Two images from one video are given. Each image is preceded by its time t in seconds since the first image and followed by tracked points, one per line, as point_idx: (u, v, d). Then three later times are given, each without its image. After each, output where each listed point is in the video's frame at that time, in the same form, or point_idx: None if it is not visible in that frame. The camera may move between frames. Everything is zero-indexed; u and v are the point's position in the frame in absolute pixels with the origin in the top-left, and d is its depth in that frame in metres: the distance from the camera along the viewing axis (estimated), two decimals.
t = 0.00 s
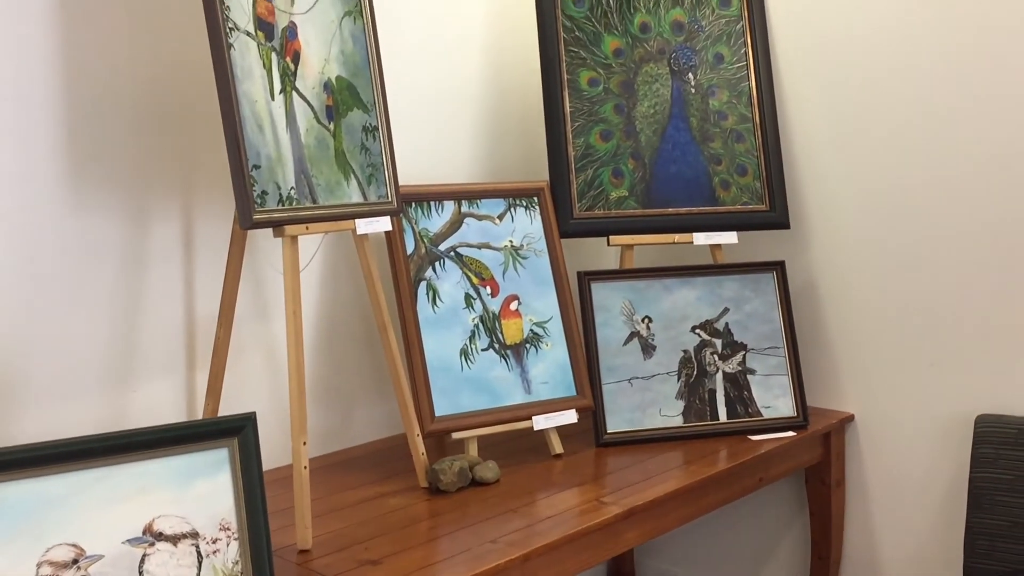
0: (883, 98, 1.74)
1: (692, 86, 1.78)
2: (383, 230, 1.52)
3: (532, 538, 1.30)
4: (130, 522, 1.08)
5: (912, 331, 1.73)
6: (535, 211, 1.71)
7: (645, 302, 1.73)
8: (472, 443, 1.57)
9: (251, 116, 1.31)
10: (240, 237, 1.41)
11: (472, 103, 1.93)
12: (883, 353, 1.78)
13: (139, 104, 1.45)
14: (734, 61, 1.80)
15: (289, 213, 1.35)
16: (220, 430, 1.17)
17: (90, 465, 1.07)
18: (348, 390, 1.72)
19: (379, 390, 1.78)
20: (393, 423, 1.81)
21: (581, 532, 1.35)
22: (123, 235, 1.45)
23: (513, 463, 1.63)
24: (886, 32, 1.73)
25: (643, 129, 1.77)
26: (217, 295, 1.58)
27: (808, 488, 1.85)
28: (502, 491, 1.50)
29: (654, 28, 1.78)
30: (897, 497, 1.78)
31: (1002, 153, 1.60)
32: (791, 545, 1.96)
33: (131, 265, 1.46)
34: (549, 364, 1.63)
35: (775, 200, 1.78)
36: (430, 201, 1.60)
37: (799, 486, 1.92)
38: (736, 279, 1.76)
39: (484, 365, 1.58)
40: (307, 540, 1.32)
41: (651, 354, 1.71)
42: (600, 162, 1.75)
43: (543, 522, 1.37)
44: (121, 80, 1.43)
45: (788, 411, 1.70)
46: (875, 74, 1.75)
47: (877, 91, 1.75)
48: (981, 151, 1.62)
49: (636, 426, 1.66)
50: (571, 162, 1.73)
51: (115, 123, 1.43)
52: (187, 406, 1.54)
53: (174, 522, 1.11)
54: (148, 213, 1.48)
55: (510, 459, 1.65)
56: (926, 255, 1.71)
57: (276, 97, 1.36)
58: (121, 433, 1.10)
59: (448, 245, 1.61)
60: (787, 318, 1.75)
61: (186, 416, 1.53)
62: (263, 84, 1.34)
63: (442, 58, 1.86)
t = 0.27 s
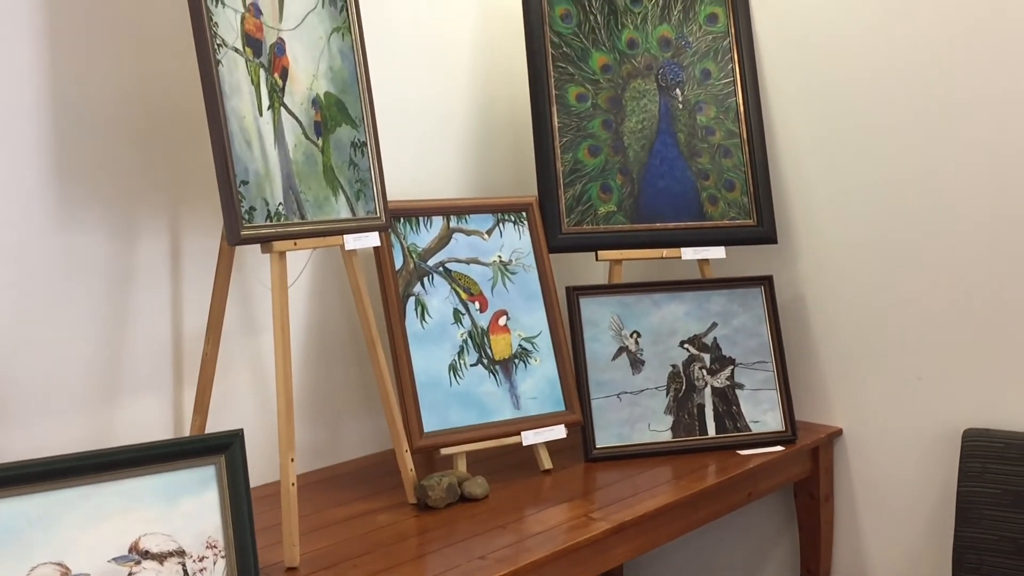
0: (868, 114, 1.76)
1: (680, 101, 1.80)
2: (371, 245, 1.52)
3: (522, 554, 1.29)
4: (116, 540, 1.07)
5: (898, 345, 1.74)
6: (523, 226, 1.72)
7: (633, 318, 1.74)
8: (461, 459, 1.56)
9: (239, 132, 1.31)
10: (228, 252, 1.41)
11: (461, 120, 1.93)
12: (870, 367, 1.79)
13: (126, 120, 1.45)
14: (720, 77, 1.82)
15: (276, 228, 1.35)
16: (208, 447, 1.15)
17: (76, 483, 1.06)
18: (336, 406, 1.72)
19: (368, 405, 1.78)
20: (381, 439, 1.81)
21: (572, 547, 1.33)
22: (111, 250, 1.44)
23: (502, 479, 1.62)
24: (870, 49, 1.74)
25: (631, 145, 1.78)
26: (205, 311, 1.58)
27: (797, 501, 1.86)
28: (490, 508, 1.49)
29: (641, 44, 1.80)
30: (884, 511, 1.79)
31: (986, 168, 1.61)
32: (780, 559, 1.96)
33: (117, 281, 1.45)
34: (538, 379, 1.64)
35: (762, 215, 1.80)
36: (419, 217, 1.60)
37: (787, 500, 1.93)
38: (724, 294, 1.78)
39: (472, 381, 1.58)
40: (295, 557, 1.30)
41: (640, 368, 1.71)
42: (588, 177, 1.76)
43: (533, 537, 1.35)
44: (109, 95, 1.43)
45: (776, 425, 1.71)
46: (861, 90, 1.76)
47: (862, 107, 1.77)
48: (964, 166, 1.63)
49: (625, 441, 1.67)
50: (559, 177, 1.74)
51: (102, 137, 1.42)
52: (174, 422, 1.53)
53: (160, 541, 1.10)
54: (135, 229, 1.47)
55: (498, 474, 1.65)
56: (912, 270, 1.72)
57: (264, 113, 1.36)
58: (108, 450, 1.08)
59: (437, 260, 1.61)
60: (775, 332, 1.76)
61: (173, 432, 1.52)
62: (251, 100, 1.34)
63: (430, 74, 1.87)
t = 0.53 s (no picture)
0: (857, 125, 1.77)
1: (671, 112, 1.81)
2: (363, 256, 1.52)
3: (514, 564, 1.28)
4: (106, 553, 1.06)
5: (889, 355, 1.75)
6: (515, 237, 1.72)
7: (625, 328, 1.74)
8: (452, 470, 1.55)
9: (230, 143, 1.31)
10: (220, 262, 1.41)
11: (453, 131, 1.94)
12: (860, 376, 1.80)
13: (118, 131, 1.45)
14: (711, 88, 1.84)
15: (268, 240, 1.35)
16: (199, 459, 1.14)
17: (65, 496, 1.06)
18: (328, 417, 1.72)
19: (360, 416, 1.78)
20: (373, 449, 1.81)
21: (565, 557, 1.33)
22: (102, 262, 1.44)
23: (494, 489, 1.62)
24: (859, 60, 1.75)
25: (622, 155, 1.79)
26: (196, 322, 1.58)
27: (788, 511, 1.87)
28: (481, 518, 1.48)
29: (632, 55, 1.81)
30: (876, 520, 1.79)
31: (974, 178, 1.62)
32: (773, 569, 1.96)
33: (108, 292, 1.45)
34: (530, 389, 1.64)
35: (754, 225, 1.81)
36: (411, 227, 1.60)
37: (779, 509, 1.93)
38: (715, 304, 1.78)
39: (464, 391, 1.58)
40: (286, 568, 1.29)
41: (632, 379, 1.72)
42: (579, 187, 1.76)
43: (525, 547, 1.35)
44: (99, 107, 1.43)
45: (767, 435, 1.71)
46: (850, 101, 1.78)
47: (851, 117, 1.78)
48: (953, 176, 1.64)
49: (617, 451, 1.67)
50: (551, 188, 1.74)
51: (93, 149, 1.42)
52: (166, 435, 1.53)
53: (151, 553, 1.09)
54: (126, 240, 1.47)
55: (490, 485, 1.65)
56: (902, 279, 1.72)
57: (257, 125, 1.36)
58: (98, 463, 1.08)
59: (429, 270, 1.61)
60: (766, 342, 1.77)
61: (164, 444, 1.52)
62: (243, 112, 1.34)
63: (422, 85, 1.88)
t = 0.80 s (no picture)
0: (850, 131, 1.78)
1: (665, 118, 1.82)
2: (358, 262, 1.52)
3: (509, 570, 1.27)
4: (100, 560, 1.06)
5: (883, 360, 1.76)
6: (510, 243, 1.72)
7: (620, 334, 1.75)
8: (447, 477, 1.55)
9: (225, 150, 1.31)
10: (214, 268, 1.40)
11: (447, 138, 1.94)
12: (855, 381, 1.81)
13: (112, 137, 1.45)
14: (705, 94, 1.84)
15: (262, 246, 1.35)
16: (191, 466, 1.14)
17: (58, 503, 1.05)
18: (322, 423, 1.72)
19: (354, 423, 1.78)
20: (368, 456, 1.80)
21: (560, 562, 1.32)
22: (96, 268, 1.44)
23: (489, 496, 1.62)
24: (853, 67, 1.76)
25: (617, 161, 1.79)
26: (190, 328, 1.58)
27: (783, 517, 1.87)
28: (475, 524, 1.48)
29: (627, 61, 1.82)
30: (871, 525, 1.80)
31: (968, 184, 1.62)
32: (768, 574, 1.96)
33: (102, 299, 1.45)
34: (525, 395, 1.64)
35: (748, 231, 1.81)
36: (406, 234, 1.60)
37: (774, 515, 1.93)
38: (710, 310, 1.79)
39: (459, 398, 1.57)
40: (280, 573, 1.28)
41: (627, 384, 1.72)
42: (574, 193, 1.77)
43: (520, 553, 1.34)
44: (93, 112, 1.43)
45: (762, 441, 1.72)
46: (844, 107, 1.78)
47: (845, 124, 1.78)
48: (947, 182, 1.65)
49: (612, 457, 1.67)
50: (545, 194, 1.75)
51: (87, 155, 1.42)
52: (160, 441, 1.53)
53: (145, 561, 1.08)
54: (120, 246, 1.47)
55: (485, 492, 1.65)
56: (896, 285, 1.73)
57: (251, 131, 1.36)
58: (91, 470, 1.07)
59: (423, 276, 1.61)
60: (760, 349, 1.77)
61: (157, 451, 1.51)
62: (237, 118, 1.34)
63: (416, 91, 1.88)
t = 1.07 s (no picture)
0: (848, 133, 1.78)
1: (663, 121, 1.82)
2: (356, 265, 1.52)
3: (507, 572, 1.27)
4: (99, 563, 1.06)
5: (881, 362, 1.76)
6: (508, 246, 1.72)
7: (618, 336, 1.75)
8: (445, 479, 1.55)
9: (223, 153, 1.31)
10: (212, 272, 1.41)
11: (446, 140, 1.94)
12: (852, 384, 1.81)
13: (110, 140, 1.46)
14: (703, 97, 1.85)
15: (260, 249, 1.35)
16: (190, 469, 1.14)
17: (56, 507, 1.05)
18: (320, 425, 1.72)
19: (353, 425, 1.78)
20: (366, 458, 1.81)
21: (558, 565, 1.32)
22: (95, 271, 1.44)
23: (487, 498, 1.62)
24: (850, 69, 1.76)
25: (615, 164, 1.80)
26: (189, 331, 1.58)
27: (781, 519, 1.87)
28: (474, 527, 1.48)
29: (624, 65, 1.82)
30: (868, 528, 1.80)
31: (965, 187, 1.62)
32: None
33: (101, 302, 1.46)
34: (523, 398, 1.64)
35: (745, 234, 1.82)
36: (403, 236, 1.60)
37: (772, 517, 1.94)
38: (708, 312, 1.79)
39: (457, 400, 1.58)
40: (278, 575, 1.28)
41: (625, 387, 1.72)
42: (572, 196, 1.77)
43: (518, 556, 1.34)
44: (92, 116, 1.43)
45: (760, 443, 1.72)
46: (841, 109, 1.79)
47: (843, 126, 1.79)
48: (944, 185, 1.65)
49: (610, 459, 1.67)
50: (543, 197, 1.75)
51: (86, 159, 1.43)
52: (159, 444, 1.53)
53: (143, 564, 1.08)
54: (119, 250, 1.47)
55: (483, 494, 1.65)
56: (893, 287, 1.73)
57: (249, 135, 1.37)
58: (89, 473, 1.08)
59: (421, 279, 1.61)
60: (758, 351, 1.77)
61: (156, 454, 1.52)
62: (235, 122, 1.34)
63: (415, 93, 1.88)
